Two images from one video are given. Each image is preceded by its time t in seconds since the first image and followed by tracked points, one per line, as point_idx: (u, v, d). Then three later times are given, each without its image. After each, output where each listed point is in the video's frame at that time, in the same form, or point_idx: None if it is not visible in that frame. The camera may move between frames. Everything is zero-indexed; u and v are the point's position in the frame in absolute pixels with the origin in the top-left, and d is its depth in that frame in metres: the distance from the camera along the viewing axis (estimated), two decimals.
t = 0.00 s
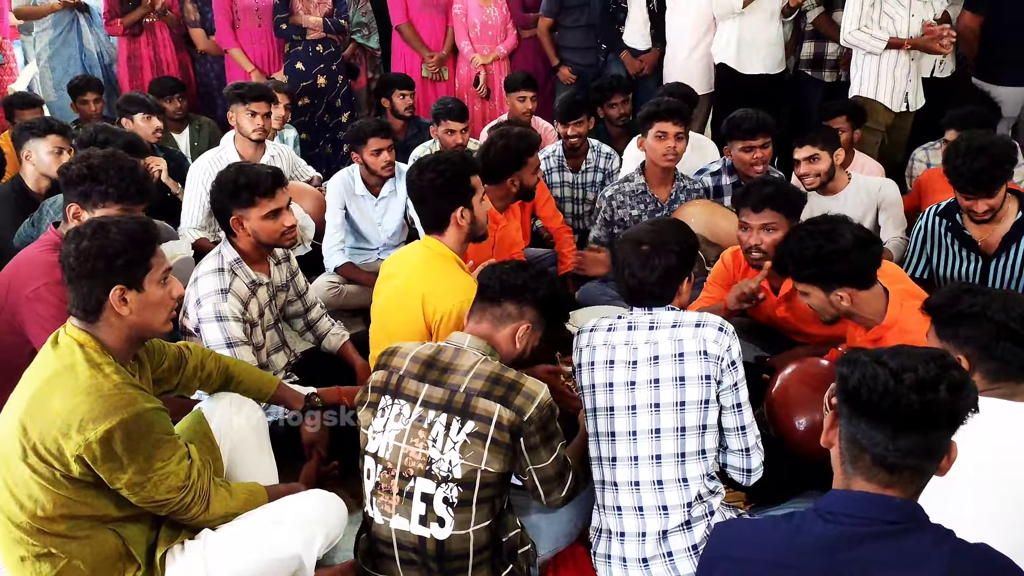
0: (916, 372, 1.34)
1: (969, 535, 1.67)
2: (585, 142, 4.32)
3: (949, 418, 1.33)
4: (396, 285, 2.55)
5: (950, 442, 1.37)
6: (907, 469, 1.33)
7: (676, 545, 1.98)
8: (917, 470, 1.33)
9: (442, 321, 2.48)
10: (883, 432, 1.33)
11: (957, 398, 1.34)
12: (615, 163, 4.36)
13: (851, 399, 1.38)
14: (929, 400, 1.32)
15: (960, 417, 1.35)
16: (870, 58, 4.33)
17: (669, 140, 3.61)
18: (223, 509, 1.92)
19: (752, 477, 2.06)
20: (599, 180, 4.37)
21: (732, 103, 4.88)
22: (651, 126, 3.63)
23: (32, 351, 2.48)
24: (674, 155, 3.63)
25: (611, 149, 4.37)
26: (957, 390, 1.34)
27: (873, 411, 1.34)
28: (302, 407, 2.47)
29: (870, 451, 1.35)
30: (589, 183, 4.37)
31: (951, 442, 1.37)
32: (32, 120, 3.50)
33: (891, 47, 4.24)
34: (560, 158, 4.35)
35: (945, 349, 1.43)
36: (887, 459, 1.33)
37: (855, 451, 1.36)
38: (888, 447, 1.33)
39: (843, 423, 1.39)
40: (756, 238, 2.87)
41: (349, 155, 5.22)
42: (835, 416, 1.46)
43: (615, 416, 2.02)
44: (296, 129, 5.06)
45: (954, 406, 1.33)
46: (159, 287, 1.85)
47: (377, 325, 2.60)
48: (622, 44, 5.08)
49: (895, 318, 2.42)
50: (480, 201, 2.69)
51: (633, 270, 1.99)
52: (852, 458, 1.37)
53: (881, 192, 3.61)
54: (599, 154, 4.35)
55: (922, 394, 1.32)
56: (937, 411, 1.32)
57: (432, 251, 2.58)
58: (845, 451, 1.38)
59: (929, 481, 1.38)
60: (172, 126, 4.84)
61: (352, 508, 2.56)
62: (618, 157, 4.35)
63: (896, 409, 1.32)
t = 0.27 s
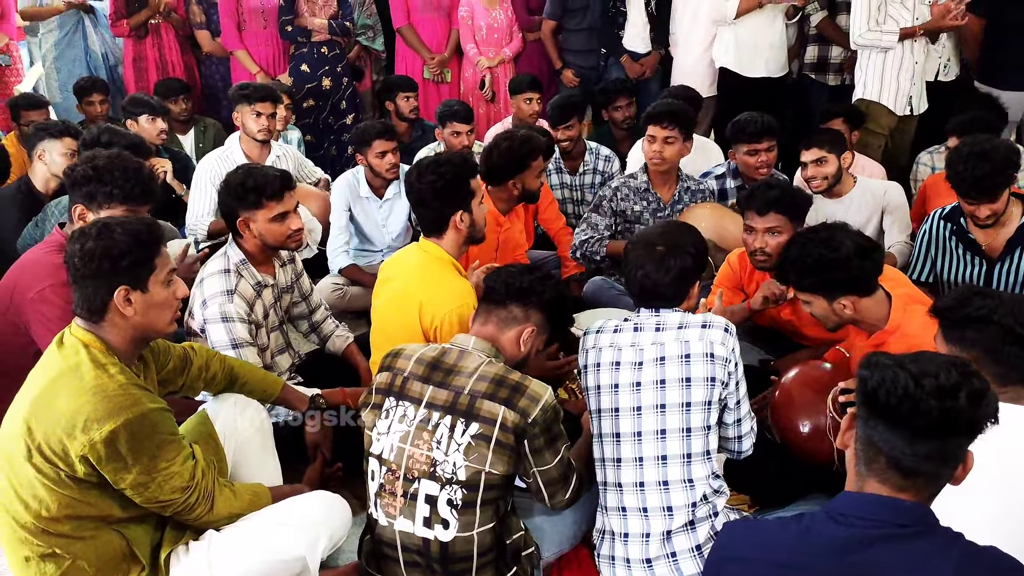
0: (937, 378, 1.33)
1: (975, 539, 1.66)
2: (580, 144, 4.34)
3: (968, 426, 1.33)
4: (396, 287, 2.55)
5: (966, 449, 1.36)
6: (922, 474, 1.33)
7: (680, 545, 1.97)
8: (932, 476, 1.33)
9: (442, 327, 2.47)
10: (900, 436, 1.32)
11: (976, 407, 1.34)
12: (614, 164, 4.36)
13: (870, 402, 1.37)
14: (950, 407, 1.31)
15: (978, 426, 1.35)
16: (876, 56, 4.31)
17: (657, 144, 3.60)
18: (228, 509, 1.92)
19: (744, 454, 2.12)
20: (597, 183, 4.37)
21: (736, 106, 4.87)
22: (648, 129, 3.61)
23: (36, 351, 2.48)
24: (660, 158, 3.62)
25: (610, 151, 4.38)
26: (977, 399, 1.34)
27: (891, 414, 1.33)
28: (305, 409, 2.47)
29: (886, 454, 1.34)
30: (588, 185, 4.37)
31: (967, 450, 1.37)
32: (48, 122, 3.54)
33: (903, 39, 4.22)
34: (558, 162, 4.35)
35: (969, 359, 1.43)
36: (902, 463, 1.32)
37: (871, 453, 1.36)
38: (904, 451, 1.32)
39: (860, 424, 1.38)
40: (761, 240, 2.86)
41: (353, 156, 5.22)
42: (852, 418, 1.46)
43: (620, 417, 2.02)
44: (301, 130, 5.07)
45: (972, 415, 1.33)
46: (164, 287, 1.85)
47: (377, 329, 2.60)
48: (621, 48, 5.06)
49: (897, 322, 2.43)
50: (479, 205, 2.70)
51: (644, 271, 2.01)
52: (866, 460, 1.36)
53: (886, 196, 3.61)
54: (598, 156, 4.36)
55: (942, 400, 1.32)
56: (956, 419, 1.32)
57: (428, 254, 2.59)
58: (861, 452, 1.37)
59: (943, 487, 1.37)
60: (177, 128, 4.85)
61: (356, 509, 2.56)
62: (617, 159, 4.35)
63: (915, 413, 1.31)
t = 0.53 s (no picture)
0: (940, 380, 1.34)
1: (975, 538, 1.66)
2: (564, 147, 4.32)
3: (969, 427, 1.33)
4: (394, 290, 2.55)
5: (966, 450, 1.37)
6: (922, 474, 1.33)
7: (679, 541, 1.97)
8: (932, 476, 1.33)
9: (442, 327, 2.48)
10: (901, 437, 1.33)
11: (977, 408, 1.34)
12: (596, 164, 4.37)
13: (871, 402, 1.37)
14: (952, 409, 1.32)
15: (978, 428, 1.35)
16: (874, 56, 4.32)
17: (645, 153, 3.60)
18: (228, 511, 1.92)
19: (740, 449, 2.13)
20: (583, 184, 4.41)
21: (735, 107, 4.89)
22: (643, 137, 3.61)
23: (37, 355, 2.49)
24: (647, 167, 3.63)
25: (592, 151, 4.38)
26: (979, 402, 1.34)
27: (893, 414, 1.34)
28: (305, 411, 2.48)
29: (887, 454, 1.34)
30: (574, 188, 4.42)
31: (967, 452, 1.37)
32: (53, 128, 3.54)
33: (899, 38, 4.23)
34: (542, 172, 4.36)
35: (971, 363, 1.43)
36: (902, 463, 1.33)
37: (871, 453, 1.36)
38: (905, 451, 1.32)
39: (860, 424, 1.39)
40: (761, 243, 2.87)
41: (353, 159, 5.23)
42: (852, 418, 1.46)
43: (620, 414, 2.02)
44: (300, 133, 5.08)
45: (973, 417, 1.33)
46: (164, 291, 1.86)
47: (376, 332, 2.60)
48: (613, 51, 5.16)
49: (895, 323, 2.43)
50: (473, 205, 2.71)
51: (649, 273, 2.01)
52: (866, 460, 1.37)
53: (886, 194, 3.61)
54: (579, 159, 4.37)
55: (944, 402, 1.32)
56: (958, 421, 1.32)
57: (426, 257, 2.59)
58: (861, 452, 1.38)
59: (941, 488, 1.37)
60: (176, 131, 4.86)
61: (356, 511, 2.57)
62: (597, 156, 4.36)
63: (917, 414, 1.32)
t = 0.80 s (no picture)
0: (931, 381, 1.34)
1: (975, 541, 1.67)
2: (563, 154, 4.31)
3: (960, 428, 1.34)
4: (394, 292, 2.55)
5: (959, 451, 1.37)
6: (916, 476, 1.33)
7: (679, 545, 1.97)
8: (925, 478, 1.33)
9: (442, 331, 2.48)
10: (894, 439, 1.33)
11: (968, 409, 1.34)
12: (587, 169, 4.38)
13: (863, 404, 1.38)
14: (942, 410, 1.32)
15: (970, 428, 1.35)
16: (874, 61, 4.34)
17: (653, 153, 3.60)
18: (228, 514, 1.93)
19: (742, 462, 2.14)
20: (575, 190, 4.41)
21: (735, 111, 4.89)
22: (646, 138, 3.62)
23: (39, 357, 2.49)
24: (655, 168, 3.63)
25: (583, 156, 4.39)
26: (969, 402, 1.34)
27: (885, 416, 1.34)
28: (306, 412, 2.48)
29: (880, 456, 1.34)
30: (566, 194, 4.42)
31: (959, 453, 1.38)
32: (55, 130, 3.54)
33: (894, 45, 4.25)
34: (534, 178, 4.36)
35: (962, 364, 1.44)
36: (896, 465, 1.33)
37: (864, 456, 1.36)
38: (898, 453, 1.33)
39: (853, 427, 1.39)
40: (766, 247, 2.88)
41: (354, 162, 5.24)
42: (844, 421, 1.47)
43: (621, 418, 2.02)
44: (301, 136, 5.09)
45: (965, 418, 1.34)
46: (165, 294, 1.86)
47: (377, 335, 2.59)
48: (608, 56, 5.11)
49: (896, 326, 2.43)
50: (477, 211, 2.71)
51: (650, 277, 2.01)
52: (860, 463, 1.37)
53: (887, 199, 3.62)
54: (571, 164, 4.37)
55: (935, 403, 1.32)
56: (949, 422, 1.32)
57: (427, 260, 2.60)
58: (854, 454, 1.38)
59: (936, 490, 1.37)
60: (178, 134, 4.87)
61: (357, 513, 2.57)
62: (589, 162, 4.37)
63: (909, 416, 1.32)
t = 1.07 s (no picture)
0: (914, 375, 1.35)
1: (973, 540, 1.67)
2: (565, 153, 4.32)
3: (945, 420, 1.34)
4: (393, 291, 2.56)
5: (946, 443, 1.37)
6: (905, 472, 1.33)
7: (679, 546, 1.97)
8: (914, 473, 1.34)
9: (440, 330, 2.49)
10: (879, 434, 1.34)
11: (952, 401, 1.35)
12: (585, 168, 4.38)
13: (849, 401, 1.38)
14: (926, 404, 1.33)
15: (955, 420, 1.35)
16: (872, 59, 4.34)
17: (664, 152, 3.59)
18: (227, 512, 1.93)
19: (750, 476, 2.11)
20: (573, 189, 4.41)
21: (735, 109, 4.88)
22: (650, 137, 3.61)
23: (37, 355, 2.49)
24: (668, 167, 3.61)
25: (580, 155, 4.39)
26: (952, 394, 1.35)
27: (871, 413, 1.35)
28: (306, 411, 2.48)
29: (869, 452, 1.35)
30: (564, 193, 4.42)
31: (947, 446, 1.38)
32: (53, 128, 3.54)
33: (900, 36, 4.23)
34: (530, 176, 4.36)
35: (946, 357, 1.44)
36: (884, 461, 1.34)
37: (854, 453, 1.37)
38: (884, 448, 1.33)
39: (841, 424, 1.40)
40: (783, 215, 2.93)
41: (353, 161, 5.24)
42: (831, 419, 1.47)
43: (619, 418, 2.02)
44: (301, 135, 5.10)
45: (949, 410, 1.34)
46: (164, 292, 1.86)
47: (378, 333, 2.61)
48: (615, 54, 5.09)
49: (894, 323, 2.43)
50: (477, 210, 2.71)
51: (651, 275, 2.02)
52: (850, 461, 1.38)
53: (887, 200, 3.61)
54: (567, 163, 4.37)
55: (919, 397, 1.33)
56: (933, 415, 1.33)
57: (427, 258, 2.59)
58: (844, 452, 1.38)
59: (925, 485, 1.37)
60: (177, 133, 4.87)
61: (355, 511, 2.58)
62: (586, 161, 4.37)
63: (893, 411, 1.33)
